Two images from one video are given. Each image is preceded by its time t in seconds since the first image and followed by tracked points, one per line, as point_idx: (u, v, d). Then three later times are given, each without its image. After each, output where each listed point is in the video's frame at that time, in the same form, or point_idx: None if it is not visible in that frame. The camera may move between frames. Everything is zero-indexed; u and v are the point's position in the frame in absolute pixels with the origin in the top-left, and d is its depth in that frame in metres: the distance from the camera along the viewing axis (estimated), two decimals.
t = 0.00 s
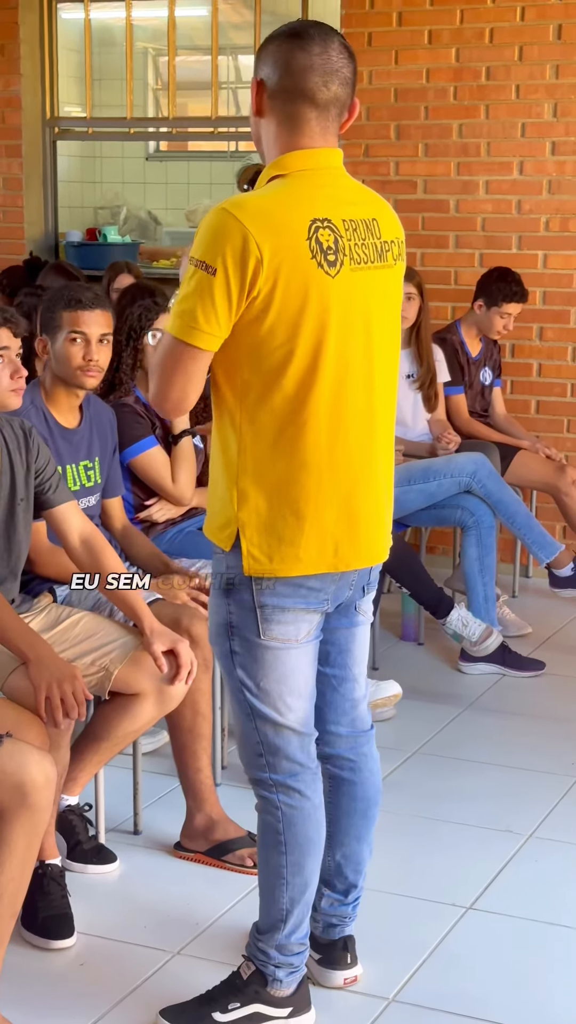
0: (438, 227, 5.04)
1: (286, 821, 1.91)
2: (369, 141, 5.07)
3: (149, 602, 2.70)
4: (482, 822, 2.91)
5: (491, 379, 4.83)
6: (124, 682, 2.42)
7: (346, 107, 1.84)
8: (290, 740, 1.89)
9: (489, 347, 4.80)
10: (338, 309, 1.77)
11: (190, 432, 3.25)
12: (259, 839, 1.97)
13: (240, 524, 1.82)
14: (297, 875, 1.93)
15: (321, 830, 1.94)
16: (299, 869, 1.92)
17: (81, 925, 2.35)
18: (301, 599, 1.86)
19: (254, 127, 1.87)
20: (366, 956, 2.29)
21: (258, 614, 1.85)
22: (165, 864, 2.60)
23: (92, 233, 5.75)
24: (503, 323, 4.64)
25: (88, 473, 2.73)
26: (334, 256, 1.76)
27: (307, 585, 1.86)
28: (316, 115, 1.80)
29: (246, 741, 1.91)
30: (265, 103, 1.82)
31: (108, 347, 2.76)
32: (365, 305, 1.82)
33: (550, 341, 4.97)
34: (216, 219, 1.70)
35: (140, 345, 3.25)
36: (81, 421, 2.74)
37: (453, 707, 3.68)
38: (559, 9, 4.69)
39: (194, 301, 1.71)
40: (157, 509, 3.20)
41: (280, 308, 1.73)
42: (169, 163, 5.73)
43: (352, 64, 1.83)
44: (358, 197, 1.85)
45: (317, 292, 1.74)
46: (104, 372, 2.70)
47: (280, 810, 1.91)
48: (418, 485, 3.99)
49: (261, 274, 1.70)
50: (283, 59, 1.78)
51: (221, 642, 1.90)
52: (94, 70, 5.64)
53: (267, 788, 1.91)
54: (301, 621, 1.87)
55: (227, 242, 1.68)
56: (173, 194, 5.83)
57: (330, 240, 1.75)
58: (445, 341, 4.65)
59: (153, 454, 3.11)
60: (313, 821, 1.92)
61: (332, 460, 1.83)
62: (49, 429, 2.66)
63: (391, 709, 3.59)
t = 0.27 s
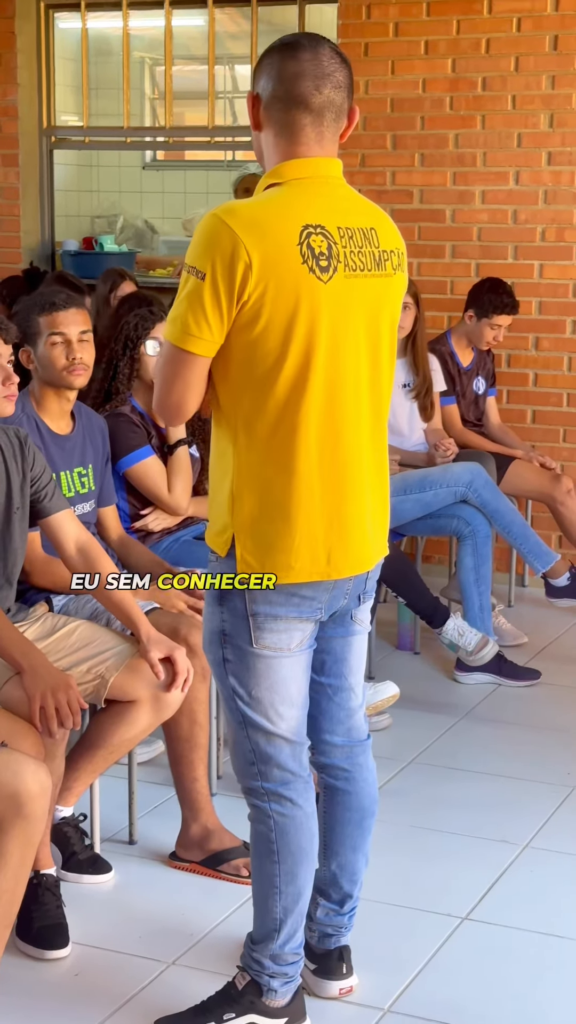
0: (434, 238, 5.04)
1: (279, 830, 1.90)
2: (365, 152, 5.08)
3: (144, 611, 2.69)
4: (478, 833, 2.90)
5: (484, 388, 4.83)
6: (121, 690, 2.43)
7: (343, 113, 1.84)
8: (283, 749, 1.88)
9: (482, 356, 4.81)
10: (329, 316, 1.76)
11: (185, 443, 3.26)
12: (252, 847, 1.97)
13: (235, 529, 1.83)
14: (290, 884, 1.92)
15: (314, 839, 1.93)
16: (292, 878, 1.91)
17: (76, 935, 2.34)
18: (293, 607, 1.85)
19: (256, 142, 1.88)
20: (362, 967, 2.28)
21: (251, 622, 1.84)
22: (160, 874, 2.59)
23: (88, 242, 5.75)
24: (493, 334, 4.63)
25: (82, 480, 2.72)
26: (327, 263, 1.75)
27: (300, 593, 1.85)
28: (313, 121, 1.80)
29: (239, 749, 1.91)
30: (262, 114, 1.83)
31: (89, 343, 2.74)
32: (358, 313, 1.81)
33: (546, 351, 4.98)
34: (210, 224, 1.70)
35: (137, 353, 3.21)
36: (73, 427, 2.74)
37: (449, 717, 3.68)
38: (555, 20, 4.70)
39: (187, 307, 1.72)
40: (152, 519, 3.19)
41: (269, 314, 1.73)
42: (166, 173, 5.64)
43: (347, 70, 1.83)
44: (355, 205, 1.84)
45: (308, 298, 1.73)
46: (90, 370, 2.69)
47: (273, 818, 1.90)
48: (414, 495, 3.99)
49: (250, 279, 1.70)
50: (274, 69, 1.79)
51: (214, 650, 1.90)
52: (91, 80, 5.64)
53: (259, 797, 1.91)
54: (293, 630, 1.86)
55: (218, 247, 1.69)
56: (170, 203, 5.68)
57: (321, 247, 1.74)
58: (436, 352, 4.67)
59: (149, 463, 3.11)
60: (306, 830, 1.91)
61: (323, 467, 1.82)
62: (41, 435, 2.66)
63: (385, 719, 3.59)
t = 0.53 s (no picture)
0: (430, 246, 5.05)
1: (275, 837, 1.89)
2: (361, 160, 5.09)
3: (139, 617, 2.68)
4: (473, 840, 2.89)
5: (478, 396, 4.83)
6: (116, 697, 2.42)
7: (335, 121, 1.84)
8: (279, 757, 1.87)
9: (476, 363, 4.81)
10: (330, 319, 1.77)
11: (181, 450, 3.26)
12: (248, 856, 1.96)
13: (239, 534, 1.82)
14: (286, 892, 1.91)
15: (310, 847, 1.92)
16: (288, 886, 1.91)
17: (70, 942, 2.33)
18: (290, 615, 1.84)
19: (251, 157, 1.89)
20: (357, 974, 2.28)
21: (248, 630, 1.84)
22: (155, 881, 2.58)
23: (84, 250, 5.76)
24: (487, 341, 4.63)
25: (77, 485, 2.72)
26: (328, 266, 1.75)
27: (298, 601, 1.84)
28: (305, 129, 1.81)
29: (235, 757, 1.90)
30: (254, 126, 1.84)
31: (78, 341, 2.74)
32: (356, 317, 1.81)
33: (542, 359, 4.99)
34: (214, 226, 1.70)
35: (133, 361, 3.21)
36: (68, 433, 2.73)
37: (445, 724, 3.67)
38: (551, 29, 4.72)
39: (197, 309, 1.71)
40: (147, 526, 3.18)
41: (273, 316, 1.73)
42: (162, 180, 5.63)
43: (337, 79, 1.84)
44: (351, 212, 1.85)
45: (310, 301, 1.74)
46: (81, 368, 2.70)
47: (269, 826, 1.89)
48: (410, 502, 3.97)
49: (257, 282, 1.70)
50: (265, 80, 1.81)
51: (211, 657, 1.90)
52: (88, 87, 5.65)
53: (255, 805, 1.90)
54: (289, 638, 1.86)
55: (225, 249, 1.68)
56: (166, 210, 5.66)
57: (323, 251, 1.75)
58: (430, 359, 4.66)
59: (145, 470, 3.11)
60: (302, 838, 1.90)
61: (325, 470, 1.82)
62: (36, 441, 2.65)
63: (381, 726, 3.58)
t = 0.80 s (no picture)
0: (426, 251, 5.06)
1: (276, 842, 1.89)
2: (358, 165, 5.10)
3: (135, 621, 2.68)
4: (469, 846, 2.89)
5: (474, 402, 4.84)
6: (112, 702, 2.41)
7: (321, 132, 1.86)
8: (281, 762, 1.87)
9: (473, 370, 4.80)
10: (329, 314, 1.77)
11: (177, 453, 3.24)
12: (248, 861, 1.95)
13: (247, 533, 1.81)
14: (286, 897, 1.90)
15: (310, 852, 1.91)
16: (289, 891, 1.90)
17: (65, 948, 2.32)
18: (295, 618, 1.84)
19: (239, 172, 1.90)
20: (352, 980, 2.27)
21: (254, 634, 1.83)
22: (150, 887, 2.57)
23: (81, 254, 5.76)
24: (484, 348, 4.64)
25: (73, 489, 2.71)
26: (325, 262, 1.77)
27: (302, 605, 1.83)
28: (294, 138, 1.81)
29: (237, 762, 1.89)
30: (242, 140, 1.85)
31: (70, 342, 2.75)
32: (355, 314, 1.82)
33: (538, 365, 4.99)
34: (212, 225, 1.72)
35: (129, 365, 3.20)
36: (63, 437, 2.73)
37: (440, 730, 3.67)
38: (547, 36, 4.73)
39: (199, 305, 1.71)
40: (143, 531, 3.18)
41: (273, 312, 1.74)
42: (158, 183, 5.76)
43: (321, 90, 1.86)
44: (345, 214, 1.86)
45: (309, 296, 1.75)
46: (75, 369, 2.69)
47: (270, 831, 1.89)
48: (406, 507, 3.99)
49: (256, 277, 1.71)
50: (251, 93, 1.82)
51: (214, 662, 1.89)
52: (85, 92, 5.65)
53: (257, 809, 1.89)
54: (294, 642, 1.86)
55: (223, 244, 1.70)
56: (161, 216, 5.88)
57: (319, 247, 1.76)
58: (426, 366, 4.67)
59: (141, 475, 3.10)
60: (303, 843, 1.90)
61: (330, 465, 1.81)
62: (30, 445, 2.65)
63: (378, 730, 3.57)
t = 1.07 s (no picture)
0: (423, 257, 5.07)
1: (273, 847, 1.88)
2: (355, 171, 5.10)
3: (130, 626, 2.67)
4: (464, 852, 2.89)
5: (471, 407, 4.83)
6: (107, 708, 2.41)
7: (302, 147, 1.90)
8: (280, 767, 1.87)
9: (470, 375, 4.81)
10: (310, 309, 1.77)
11: (172, 460, 3.25)
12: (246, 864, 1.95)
13: (245, 532, 1.83)
14: (282, 903, 1.90)
15: (308, 859, 1.91)
16: (285, 897, 1.89)
17: (59, 953, 2.31)
18: (298, 621, 1.83)
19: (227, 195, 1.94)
20: (347, 986, 2.27)
21: (255, 637, 1.83)
22: (145, 892, 2.57)
23: (78, 259, 5.77)
24: (481, 353, 4.65)
25: (68, 494, 2.70)
26: (302, 258, 1.77)
27: (304, 607, 1.83)
28: (277, 150, 1.85)
29: (237, 766, 1.89)
30: (226, 159, 1.90)
31: (69, 349, 2.75)
32: (342, 311, 1.81)
33: (534, 371, 5.00)
34: (186, 234, 1.76)
35: (124, 370, 3.20)
36: (59, 442, 2.72)
37: (436, 736, 3.67)
38: (544, 42, 4.74)
39: (175, 311, 1.75)
40: (140, 536, 3.17)
41: (248, 311, 1.75)
42: (156, 189, 5.73)
43: (300, 110, 1.91)
44: (328, 216, 1.87)
45: (286, 292, 1.75)
46: (72, 375, 2.69)
47: (267, 836, 1.88)
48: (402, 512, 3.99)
49: (226, 278, 1.73)
50: (232, 115, 1.87)
51: (217, 664, 1.89)
52: (82, 96, 5.65)
53: (255, 813, 1.89)
54: (296, 647, 1.85)
55: (194, 250, 1.74)
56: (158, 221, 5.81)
57: (295, 245, 1.77)
58: (423, 371, 4.67)
59: (137, 479, 3.09)
60: (300, 850, 1.89)
61: (321, 461, 1.81)
62: (27, 450, 2.64)
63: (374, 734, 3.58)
